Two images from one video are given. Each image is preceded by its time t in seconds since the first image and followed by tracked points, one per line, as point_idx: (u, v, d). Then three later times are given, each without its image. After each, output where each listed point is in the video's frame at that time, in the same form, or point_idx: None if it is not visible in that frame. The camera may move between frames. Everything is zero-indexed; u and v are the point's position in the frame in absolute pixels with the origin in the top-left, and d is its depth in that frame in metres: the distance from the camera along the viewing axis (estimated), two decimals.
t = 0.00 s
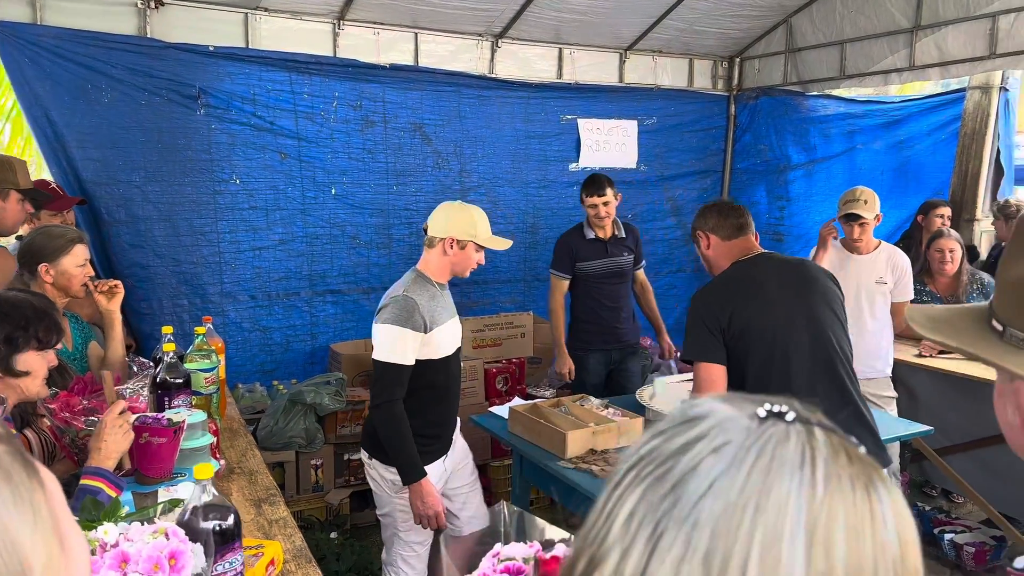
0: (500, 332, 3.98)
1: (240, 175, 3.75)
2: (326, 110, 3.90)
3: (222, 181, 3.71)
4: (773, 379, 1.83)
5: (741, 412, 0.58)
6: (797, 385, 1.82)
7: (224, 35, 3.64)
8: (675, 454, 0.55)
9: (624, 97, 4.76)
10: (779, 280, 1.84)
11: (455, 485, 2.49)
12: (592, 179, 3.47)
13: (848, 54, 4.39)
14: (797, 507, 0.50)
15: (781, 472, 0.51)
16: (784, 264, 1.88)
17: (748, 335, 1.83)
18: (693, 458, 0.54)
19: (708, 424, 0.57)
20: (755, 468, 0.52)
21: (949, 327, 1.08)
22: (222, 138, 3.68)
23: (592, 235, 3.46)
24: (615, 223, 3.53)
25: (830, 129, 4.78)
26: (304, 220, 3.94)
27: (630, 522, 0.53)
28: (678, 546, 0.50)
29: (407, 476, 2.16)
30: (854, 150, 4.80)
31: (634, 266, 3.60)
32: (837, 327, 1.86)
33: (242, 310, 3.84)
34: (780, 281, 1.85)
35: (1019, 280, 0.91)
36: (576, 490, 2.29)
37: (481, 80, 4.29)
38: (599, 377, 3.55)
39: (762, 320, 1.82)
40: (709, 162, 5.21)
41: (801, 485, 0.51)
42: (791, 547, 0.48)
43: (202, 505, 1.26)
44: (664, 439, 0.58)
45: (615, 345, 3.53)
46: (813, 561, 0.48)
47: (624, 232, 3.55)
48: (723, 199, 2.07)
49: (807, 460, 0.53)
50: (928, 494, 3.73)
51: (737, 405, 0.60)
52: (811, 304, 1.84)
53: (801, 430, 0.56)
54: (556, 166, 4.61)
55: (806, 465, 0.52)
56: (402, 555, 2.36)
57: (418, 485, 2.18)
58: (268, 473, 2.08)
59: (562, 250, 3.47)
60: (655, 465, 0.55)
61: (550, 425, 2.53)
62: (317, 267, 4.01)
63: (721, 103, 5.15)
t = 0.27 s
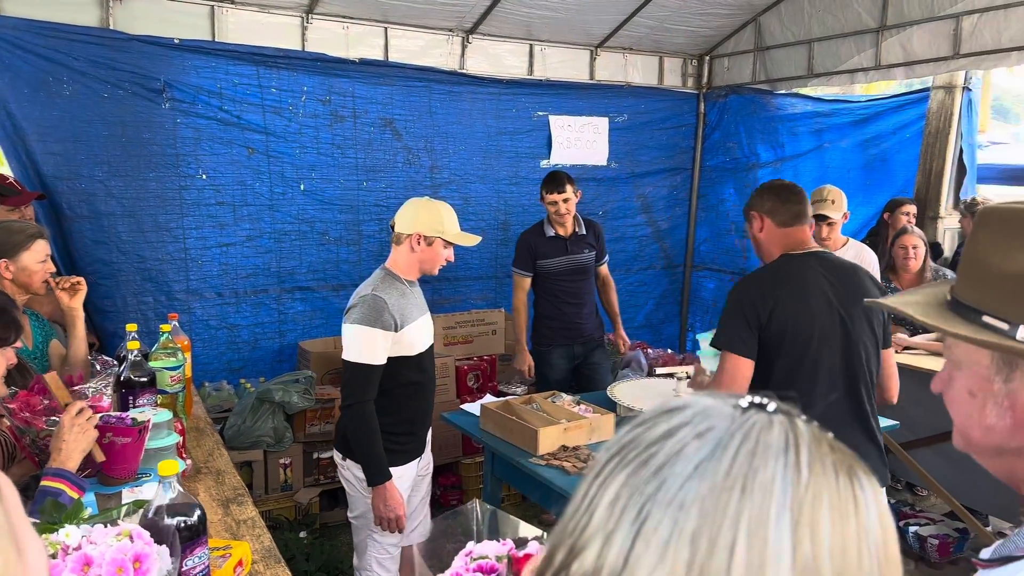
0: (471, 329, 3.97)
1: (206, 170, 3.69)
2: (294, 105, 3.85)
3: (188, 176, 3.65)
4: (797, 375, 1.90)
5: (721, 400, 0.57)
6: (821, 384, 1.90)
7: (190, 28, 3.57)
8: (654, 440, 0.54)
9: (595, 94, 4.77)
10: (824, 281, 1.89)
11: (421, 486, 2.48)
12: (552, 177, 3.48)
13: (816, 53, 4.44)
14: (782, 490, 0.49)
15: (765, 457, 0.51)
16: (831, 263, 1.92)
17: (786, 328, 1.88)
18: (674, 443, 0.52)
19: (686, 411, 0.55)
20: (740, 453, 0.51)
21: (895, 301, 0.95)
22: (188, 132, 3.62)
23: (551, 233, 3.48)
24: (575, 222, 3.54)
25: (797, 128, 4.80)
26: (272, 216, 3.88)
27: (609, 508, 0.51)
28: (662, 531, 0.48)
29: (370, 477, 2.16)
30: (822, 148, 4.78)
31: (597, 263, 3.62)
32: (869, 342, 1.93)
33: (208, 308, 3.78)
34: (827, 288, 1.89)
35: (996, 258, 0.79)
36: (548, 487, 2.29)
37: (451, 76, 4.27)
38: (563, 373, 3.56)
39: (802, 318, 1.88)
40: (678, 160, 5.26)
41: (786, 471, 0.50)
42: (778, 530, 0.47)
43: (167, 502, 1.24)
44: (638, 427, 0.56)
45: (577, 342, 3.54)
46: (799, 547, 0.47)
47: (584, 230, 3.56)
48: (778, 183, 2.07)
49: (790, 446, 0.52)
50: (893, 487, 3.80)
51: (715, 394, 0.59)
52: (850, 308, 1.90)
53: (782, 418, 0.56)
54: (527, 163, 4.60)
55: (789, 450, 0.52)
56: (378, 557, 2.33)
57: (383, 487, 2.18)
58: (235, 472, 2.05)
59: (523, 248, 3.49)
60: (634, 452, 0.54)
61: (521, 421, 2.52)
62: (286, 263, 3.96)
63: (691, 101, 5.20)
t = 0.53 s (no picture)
0: (439, 327, 3.94)
1: (167, 166, 3.62)
2: (258, 100, 3.79)
3: (149, 172, 3.57)
4: (805, 367, 1.86)
5: (680, 401, 0.56)
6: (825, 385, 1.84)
7: (150, 21, 3.50)
8: (614, 442, 0.53)
9: (562, 91, 4.77)
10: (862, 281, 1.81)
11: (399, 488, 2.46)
12: (521, 173, 3.48)
13: (780, 53, 4.49)
14: (740, 496, 0.48)
15: (724, 461, 0.50)
16: (877, 265, 1.83)
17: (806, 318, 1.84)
18: (634, 445, 0.52)
19: (647, 411, 0.54)
20: (698, 460, 0.50)
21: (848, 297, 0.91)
22: (148, 127, 3.54)
23: (517, 231, 3.47)
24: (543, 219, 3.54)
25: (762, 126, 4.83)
26: (235, 213, 3.83)
27: (567, 511, 0.51)
28: (619, 538, 0.48)
29: (344, 473, 2.14)
30: (787, 145, 4.76)
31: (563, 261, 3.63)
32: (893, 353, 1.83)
33: (170, 307, 3.71)
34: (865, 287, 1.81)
35: (970, 255, 0.73)
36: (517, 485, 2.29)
37: (418, 72, 4.24)
38: (528, 370, 3.57)
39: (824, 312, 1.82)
40: (644, 158, 5.29)
41: (744, 475, 0.50)
42: (733, 539, 0.47)
43: (126, 507, 1.21)
44: (600, 427, 0.55)
45: (543, 339, 3.55)
46: (756, 552, 0.47)
47: (551, 227, 3.55)
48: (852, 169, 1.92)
49: (749, 449, 0.51)
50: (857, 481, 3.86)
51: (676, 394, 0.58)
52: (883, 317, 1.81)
53: (741, 421, 0.55)
54: (495, 160, 4.59)
55: (748, 454, 0.51)
56: (361, 560, 2.30)
57: (355, 481, 2.16)
58: (198, 474, 2.01)
59: (490, 245, 3.49)
60: (593, 454, 0.53)
61: (489, 418, 2.52)
62: (249, 261, 3.90)
63: (657, 99, 5.25)
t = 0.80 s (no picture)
0: (404, 324, 3.91)
1: (124, 163, 3.54)
2: (217, 96, 3.74)
3: (105, 169, 3.50)
4: (774, 361, 1.87)
5: (607, 387, 0.59)
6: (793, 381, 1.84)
7: (104, 15, 3.42)
8: (540, 429, 0.55)
9: (526, 88, 4.77)
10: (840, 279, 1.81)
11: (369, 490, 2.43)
12: (489, 169, 3.48)
13: (741, 51, 4.53)
14: (658, 475, 0.50)
15: (644, 442, 0.52)
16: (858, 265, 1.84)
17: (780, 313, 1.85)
18: (560, 430, 0.54)
19: (572, 398, 0.57)
20: (618, 441, 0.52)
21: (798, 292, 0.92)
22: (104, 123, 3.47)
23: (483, 229, 3.46)
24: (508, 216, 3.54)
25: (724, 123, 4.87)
26: (194, 211, 3.76)
27: (494, 494, 0.52)
28: (542, 517, 0.50)
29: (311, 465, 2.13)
30: (748, 143, 4.82)
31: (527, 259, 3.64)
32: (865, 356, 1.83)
33: (128, 306, 3.64)
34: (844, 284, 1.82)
35: (916, 250, 0.75)
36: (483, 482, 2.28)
37: (381, 68, 4.21)
38: (493, 368, 3.57)
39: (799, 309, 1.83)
40: (608, 155, 5.31)
41: (663, 456, 0.51)
42: (652, 514, 0.49)
43: (78, 508, 1.19)
44: (529, 416, 0.57)
45: (508, 337, 3.55)
46: (672, 529, 0.48)
47: (516, 226, 3.55)
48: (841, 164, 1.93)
49: (668, 432, 0.53)
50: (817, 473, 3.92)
51: (605, 383, 0.60)
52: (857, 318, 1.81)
53: (664, 405, 0.57)
54: (459, 157, 4.57)
55: (668, 436, 0.53)
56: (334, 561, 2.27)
57: (323, 472, 2.15)
58: (156, 476, 1.98)
59: (456, 244, 3.46)
60: (522, 439, 0.55)
61: (454, 417, 2.50)
62: (209, 259, 3.84)
63: (620, 97, 5.27)
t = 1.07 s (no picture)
0: (363, 321, 3.88)
1: (74, 159, 3.47)
2: (170, 91, 3.67)
3: (53, 165, 3.42)
4: (721, 355, 1.89)
5: (516, 366, 0.64)
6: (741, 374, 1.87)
7: (51, 8, 3.34)
8: (449, 403, 0.60)
9: (486, 84, 4.76)
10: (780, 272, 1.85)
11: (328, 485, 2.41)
12: (449, 164, 3.48)
13: (697, 48, 4.58)
14: (557, 441, 0.56)
15: (544, 412, 0.58)
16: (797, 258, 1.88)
17: (725, 308, 1.88)
18: (467, 402, 0.60)
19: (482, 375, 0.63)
20: (521, 411, 0.58)
21: (733, 281, 0.95)
22: (52, 118, 3.39)
23: (442, 225, 3.45)
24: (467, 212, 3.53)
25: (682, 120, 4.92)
26: (147, 208, 3.70)
27: (406, 462, 0.58)
28: (449, 482, 0.55)
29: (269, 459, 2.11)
30: (705, 140, 4.87)
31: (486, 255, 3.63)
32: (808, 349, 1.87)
33: (79, 305, 3.56)
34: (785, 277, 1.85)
35: (835, 239, 0.78)
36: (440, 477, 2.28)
37: (338, 63, 4.17)
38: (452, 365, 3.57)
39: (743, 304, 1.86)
40: (568, 152, 5.33)
41: (562, 425, 0.57)
42: (551, 475, 0.55)
43: (18, 507, 1.16)
44: (440, 392, 0.63)
45: (467, 334, 3.54)
46: (569, 489, 0.54)
47: (476, 222, 3.55)
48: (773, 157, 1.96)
49: (568, 402, 0.59)
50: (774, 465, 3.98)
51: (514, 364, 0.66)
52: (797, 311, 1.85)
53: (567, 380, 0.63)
54: (418, 153, 4.55)
55: (568, 405, 0.59)
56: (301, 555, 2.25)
57: (281, 466, 2.13)
58: (105, 476, 1.94)
59: (416, 241, 3.43)
60: (432, 412, 0.60)
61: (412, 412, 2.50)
62: (163, 257, 3.78)
63: (580, 93, 5.29)
